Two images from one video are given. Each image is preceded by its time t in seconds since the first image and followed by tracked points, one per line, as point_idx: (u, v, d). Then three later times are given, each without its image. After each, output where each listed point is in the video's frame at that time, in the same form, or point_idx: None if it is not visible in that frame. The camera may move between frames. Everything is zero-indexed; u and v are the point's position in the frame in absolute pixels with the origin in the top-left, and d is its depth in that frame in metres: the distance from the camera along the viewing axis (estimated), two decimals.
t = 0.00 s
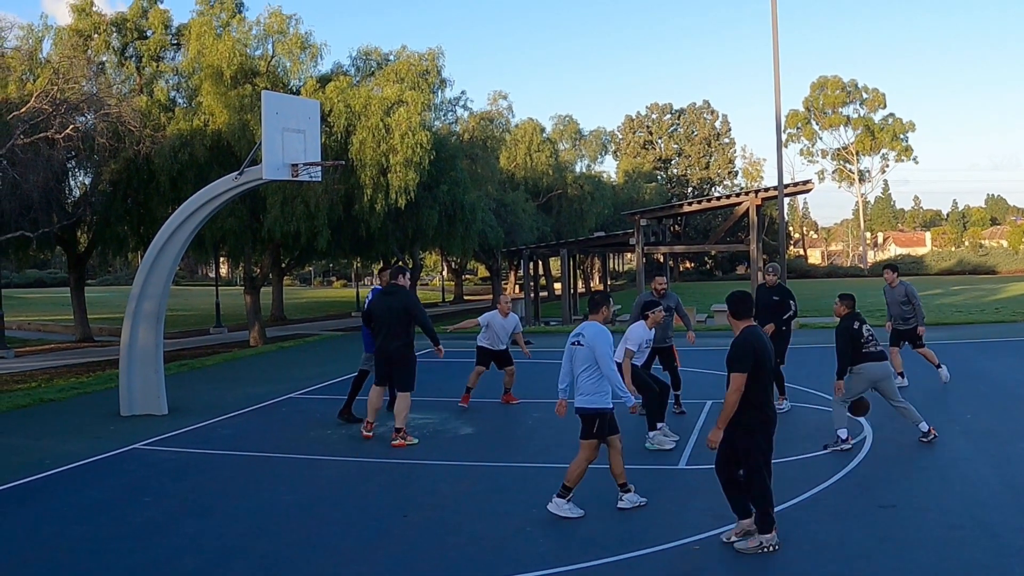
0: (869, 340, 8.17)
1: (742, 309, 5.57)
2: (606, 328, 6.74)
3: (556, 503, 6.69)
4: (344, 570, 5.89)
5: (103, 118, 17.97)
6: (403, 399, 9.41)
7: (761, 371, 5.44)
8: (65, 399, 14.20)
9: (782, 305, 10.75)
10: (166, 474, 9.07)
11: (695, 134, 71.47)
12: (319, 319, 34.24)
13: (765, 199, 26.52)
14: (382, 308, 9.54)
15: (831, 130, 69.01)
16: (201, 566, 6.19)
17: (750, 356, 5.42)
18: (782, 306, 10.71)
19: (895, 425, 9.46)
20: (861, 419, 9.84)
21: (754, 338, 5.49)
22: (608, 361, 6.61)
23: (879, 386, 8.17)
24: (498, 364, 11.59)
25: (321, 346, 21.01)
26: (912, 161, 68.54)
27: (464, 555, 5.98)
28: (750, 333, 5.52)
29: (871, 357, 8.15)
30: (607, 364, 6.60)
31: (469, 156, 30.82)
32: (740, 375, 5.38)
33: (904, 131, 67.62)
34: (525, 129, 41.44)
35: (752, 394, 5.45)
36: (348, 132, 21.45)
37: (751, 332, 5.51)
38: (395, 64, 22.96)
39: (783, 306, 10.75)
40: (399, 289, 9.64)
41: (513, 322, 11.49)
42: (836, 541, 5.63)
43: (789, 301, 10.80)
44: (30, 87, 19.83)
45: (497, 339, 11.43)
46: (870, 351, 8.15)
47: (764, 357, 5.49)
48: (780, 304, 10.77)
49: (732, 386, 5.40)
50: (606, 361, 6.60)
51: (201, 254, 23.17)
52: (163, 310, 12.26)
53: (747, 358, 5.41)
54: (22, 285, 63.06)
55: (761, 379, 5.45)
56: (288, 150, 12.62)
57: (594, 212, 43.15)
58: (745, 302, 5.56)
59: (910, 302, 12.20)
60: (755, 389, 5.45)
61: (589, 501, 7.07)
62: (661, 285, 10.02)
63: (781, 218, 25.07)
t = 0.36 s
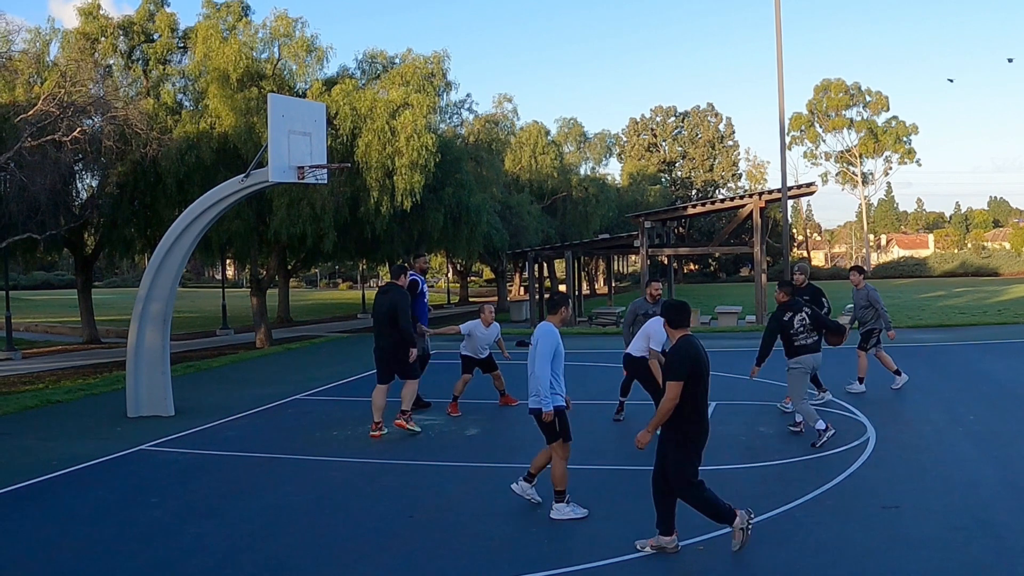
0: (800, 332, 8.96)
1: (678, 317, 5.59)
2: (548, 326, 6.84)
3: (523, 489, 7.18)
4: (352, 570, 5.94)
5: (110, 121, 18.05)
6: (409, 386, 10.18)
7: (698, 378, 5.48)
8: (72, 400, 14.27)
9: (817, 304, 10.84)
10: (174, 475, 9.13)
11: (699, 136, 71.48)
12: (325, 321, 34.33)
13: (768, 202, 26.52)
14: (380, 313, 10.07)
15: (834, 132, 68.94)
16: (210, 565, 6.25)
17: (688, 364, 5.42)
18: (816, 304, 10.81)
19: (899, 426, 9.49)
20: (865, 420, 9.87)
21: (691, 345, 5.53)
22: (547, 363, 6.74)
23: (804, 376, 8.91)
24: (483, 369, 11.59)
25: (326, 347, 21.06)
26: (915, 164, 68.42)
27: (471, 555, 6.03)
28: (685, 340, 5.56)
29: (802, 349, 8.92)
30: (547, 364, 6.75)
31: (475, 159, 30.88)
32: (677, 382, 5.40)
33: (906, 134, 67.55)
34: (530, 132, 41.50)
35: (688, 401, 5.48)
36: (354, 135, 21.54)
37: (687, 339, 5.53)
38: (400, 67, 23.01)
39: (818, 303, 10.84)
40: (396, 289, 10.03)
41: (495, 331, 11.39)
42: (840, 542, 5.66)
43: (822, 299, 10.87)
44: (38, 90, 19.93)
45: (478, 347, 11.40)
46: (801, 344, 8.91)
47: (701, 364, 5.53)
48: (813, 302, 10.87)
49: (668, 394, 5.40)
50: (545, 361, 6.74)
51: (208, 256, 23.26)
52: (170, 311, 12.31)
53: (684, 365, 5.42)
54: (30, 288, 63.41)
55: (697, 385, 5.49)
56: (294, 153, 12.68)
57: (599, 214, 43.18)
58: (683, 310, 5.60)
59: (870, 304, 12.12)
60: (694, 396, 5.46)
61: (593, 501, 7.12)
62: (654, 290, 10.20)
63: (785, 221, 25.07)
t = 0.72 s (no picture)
0: (735, 341, 9.33)
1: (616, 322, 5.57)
2: (499, 328, 7.16)
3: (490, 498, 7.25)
4: (358, 571, 5.97)
5: (117, 123, 18.11)
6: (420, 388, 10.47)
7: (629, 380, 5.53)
8: (79, 402, 14.32)
9: (845, 303, 11.09)
10: (180, 476, 9.17)
11: (703, 139, 71.46)
12: (331, 323, 34.38)
13: (772, 204, 26.51)
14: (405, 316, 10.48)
15: (838, 135, 68.86)
16: (217, 566, 6.28)
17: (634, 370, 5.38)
18: (844, 303, 11.05)
19: (903, 428, 9.49)
20: (869, 421, 9.88)
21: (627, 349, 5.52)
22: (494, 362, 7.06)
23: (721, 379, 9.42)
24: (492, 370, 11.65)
25: (332, 349, 21.11)
26: (919, 166, 68.31)
27: (475, 556, 6.06)
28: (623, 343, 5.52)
29: (724, 355, 9.39)
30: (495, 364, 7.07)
31: (480, 161, 30.95)
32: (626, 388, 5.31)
33: (909, 136, 67.46)
34: (535, 134, 41.57)
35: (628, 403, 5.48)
36: (360, 137, 21.61)
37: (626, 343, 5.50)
38: (406, 70, 23.07)
39: (846, 302, 11.08)
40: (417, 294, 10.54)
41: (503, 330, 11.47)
42: (844, 543, 5.67)
43: (852, 297, 11.11)
44: (45, 92, 20.01)
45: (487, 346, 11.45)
46: (726, 350, 9.36)
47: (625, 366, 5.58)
48: (841, 301, 11.10)
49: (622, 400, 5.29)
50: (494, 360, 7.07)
51: (215, 257, 23.33)
52: (177, 313, 12.36)
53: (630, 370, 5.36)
54: (37, 290, 63.61)
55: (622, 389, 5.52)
56: (300, 155, 12.74)
57: (604, 216, 43.21)
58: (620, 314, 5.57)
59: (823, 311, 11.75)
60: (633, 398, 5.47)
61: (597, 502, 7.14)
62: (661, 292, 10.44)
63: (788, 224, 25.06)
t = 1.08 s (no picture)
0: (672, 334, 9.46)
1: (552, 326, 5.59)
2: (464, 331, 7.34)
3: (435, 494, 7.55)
4: (364, 571, 6.01)
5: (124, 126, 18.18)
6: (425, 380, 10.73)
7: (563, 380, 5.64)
8: (86, 403, 14.37)
9: (882, 305, 10.93)
10: (188, 477, 9.22)
11: (707, 141, 71.41)
12: (336, 325, 34.43)
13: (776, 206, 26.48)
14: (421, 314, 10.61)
15: (841, 138, 68.78)
16: (224, 567, 6.32)
17: (567, 372, 5.38)
18: (880, 305, 10.91)
19: (906, 428, 9.50)
20: (873, 422, 9.88)
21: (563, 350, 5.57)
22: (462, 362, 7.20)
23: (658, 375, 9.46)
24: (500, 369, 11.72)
25: (338, 351, 21.18)
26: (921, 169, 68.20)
27: (480, 557, 6.09)
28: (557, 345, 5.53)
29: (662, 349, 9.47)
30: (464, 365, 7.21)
31: (485, 164, 31.00)
32: (549, 393, 5.30)
33: (912, 139, 67.36)
34: (540, 137, 41.62)
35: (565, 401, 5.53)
36: (365, 140, 21.67)
37: (558, 344, 5.47)
38: (411, 73, 23.14)
39: (882, 304, 10.93)
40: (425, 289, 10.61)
41: (512, 324, 11.53)
42: (848, 544, 5.70)
43: (891, 299, 10.93)
44: (52, 96, 20.09)
45: (499, 342, 11.46)
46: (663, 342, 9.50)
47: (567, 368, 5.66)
48: (879, 302, 10.96)
49: (538, 404, 5.31)
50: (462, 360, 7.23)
51: (221, 259, 23.41)
52: (183, 315, 12.41)
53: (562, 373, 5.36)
54: (44, 292, 63.80)
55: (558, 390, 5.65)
56: (306, 158, 12.79)
57: (608, 218, 43.22)
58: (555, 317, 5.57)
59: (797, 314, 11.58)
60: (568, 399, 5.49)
61: (602, 502, 7.17)
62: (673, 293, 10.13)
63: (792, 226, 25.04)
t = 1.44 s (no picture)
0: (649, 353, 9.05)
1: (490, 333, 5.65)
2: (431, 331, 7.45)
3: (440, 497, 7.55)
4: (371, 572, 6.05)
5: (131, 129, 18.27)
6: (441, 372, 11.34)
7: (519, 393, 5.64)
8: (93, 405, 14.45)
9: (912, 305, 10.88)
10: (194, 478, 9.28)
11: (711, 144, 71.41)
12: (342, 326, 34.49)
13: (780, 208, 26.45)
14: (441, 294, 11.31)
15: (845, 140, 68.68)
16: (230, 567, 6.38)
17: (490, 381, 5.45)
18: (911, 304, 10.84)
19: (909, 430, 9.52)
20: (875, 424, 9.89)
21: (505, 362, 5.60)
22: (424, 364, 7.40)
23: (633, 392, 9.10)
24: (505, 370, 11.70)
25: (344, 353, 21.22)
26: (925, 172, 68.09)
27: (485, 554, 6.11)
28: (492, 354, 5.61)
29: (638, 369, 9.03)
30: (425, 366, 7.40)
31: (491, 166, 31.07)
32: (475, 402, 5.41)
33: (915, 142, 67.26)
34: (545, 140, 41.68)
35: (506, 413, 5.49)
36: (371, 143, 21.73)
37: (492, 356, 5.54)
38: (417, 76, 23.21)
39: (913, 303, 10.87)
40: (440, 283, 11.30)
41: (511, 327, 11.16)
42: (852, 544, 5.72)
43: (922, 299, 10.88)
44: (59, 98, 20.20)
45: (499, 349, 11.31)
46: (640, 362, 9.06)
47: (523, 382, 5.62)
48: (910, 302, 10.88)
49: (464, 412, 5.43)
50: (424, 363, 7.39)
51: (227, 261, 23.48)
52: (190, 316, 12.47)
53: (486, 383, 5.44)
54: (51, 293, 64.11)
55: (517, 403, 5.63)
56: (312, 160, 12.87)
57: (613, 221, 43.24)
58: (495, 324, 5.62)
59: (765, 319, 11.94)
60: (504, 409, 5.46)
61: (608, 502, 7.20)
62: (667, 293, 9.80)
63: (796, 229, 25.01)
